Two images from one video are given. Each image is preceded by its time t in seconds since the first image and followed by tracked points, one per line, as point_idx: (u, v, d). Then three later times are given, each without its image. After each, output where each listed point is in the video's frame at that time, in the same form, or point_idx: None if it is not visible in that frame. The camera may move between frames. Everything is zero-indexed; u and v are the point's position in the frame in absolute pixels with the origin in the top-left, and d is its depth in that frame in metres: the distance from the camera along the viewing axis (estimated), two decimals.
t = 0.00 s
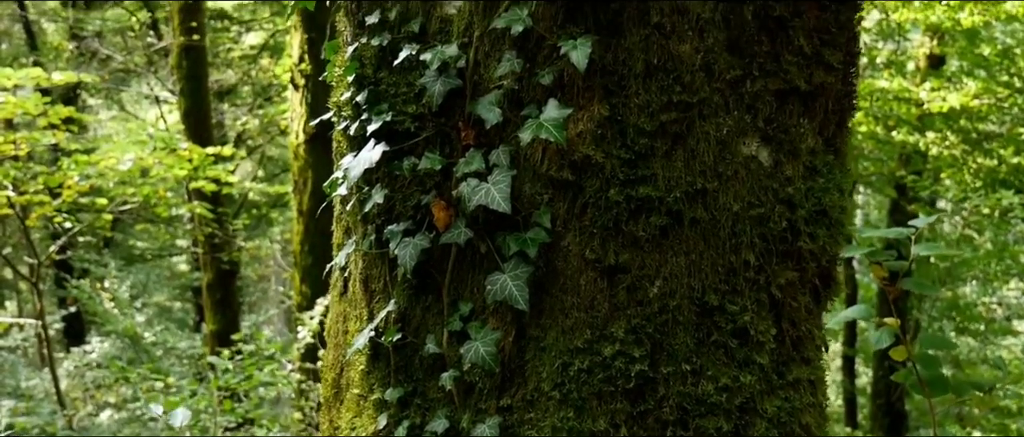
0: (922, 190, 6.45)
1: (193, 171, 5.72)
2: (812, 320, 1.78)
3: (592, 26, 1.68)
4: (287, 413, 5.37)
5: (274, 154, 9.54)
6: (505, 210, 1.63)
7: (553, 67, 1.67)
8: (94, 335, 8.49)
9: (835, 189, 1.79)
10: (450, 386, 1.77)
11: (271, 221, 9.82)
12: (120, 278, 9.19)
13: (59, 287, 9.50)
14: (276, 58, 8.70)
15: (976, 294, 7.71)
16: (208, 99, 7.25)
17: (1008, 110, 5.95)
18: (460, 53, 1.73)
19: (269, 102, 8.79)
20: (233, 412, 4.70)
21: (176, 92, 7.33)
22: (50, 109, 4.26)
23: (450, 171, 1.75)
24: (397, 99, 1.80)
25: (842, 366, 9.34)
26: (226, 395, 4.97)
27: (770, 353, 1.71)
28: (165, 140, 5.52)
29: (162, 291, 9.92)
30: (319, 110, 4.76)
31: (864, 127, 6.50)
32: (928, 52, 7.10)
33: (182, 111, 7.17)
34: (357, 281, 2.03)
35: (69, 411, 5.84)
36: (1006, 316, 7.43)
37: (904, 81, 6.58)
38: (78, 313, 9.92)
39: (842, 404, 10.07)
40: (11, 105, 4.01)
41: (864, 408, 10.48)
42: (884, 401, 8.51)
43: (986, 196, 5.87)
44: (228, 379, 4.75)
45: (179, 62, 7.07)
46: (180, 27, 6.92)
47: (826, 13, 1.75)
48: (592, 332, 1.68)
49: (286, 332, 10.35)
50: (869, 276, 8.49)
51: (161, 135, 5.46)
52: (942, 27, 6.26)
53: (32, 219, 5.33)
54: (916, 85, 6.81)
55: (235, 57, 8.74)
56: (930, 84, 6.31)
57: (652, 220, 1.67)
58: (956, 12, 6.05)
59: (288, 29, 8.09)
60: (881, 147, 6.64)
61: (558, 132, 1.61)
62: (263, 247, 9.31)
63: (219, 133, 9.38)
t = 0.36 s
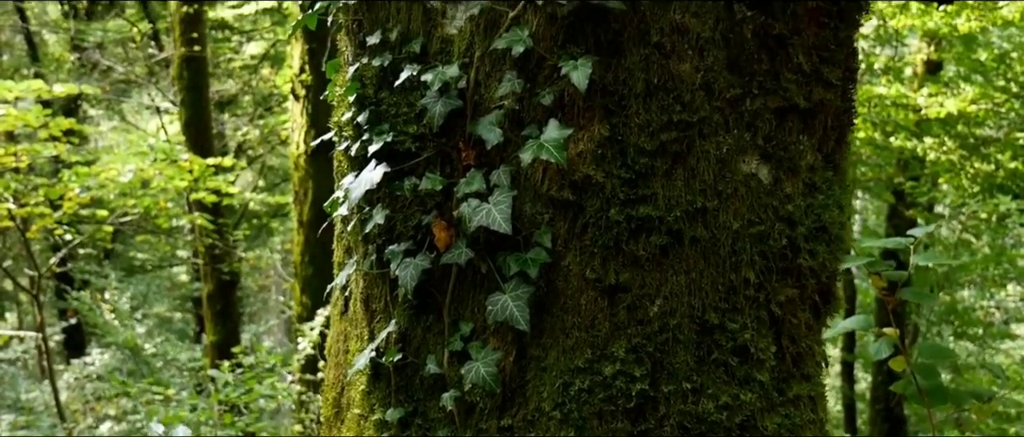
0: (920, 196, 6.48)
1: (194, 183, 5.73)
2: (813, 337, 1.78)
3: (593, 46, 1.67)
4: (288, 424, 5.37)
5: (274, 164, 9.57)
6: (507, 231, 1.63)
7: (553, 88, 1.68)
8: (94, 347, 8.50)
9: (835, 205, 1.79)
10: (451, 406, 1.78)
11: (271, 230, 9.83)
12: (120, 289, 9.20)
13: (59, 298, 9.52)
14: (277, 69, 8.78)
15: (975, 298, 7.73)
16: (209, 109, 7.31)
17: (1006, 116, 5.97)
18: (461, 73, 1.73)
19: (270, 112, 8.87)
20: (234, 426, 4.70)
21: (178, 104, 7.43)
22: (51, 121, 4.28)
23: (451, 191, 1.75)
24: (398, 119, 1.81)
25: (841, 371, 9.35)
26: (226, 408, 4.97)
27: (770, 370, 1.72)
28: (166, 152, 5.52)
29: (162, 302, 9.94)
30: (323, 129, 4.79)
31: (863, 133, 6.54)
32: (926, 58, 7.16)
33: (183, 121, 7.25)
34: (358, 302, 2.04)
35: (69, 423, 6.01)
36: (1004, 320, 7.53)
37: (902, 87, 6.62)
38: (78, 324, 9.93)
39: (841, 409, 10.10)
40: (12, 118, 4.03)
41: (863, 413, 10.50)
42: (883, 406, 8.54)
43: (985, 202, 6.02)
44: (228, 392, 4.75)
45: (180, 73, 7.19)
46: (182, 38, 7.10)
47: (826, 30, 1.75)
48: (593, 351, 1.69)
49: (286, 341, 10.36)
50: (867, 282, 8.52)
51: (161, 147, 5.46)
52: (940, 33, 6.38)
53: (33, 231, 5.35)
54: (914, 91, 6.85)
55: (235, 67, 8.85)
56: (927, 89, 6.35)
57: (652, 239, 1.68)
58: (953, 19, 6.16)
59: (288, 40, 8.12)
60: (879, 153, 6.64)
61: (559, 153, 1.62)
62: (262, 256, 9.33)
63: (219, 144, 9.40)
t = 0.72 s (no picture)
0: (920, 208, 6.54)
1: (194, 196, 5.74)
2: (813, 357, 1.78)
3: (593, 69, 1.68)
4: None
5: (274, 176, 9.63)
6: (507, 254, 1.63)
7: (553, 110, 1.68)
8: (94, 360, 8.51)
9: (835, 225, 1.79)
10: (452, 428, 1.78)
11: (272, 241, 9.84)
12: (120, 303, 9.21)
13: (59, 311, 9.52)
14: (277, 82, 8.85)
15: (974, 308, 7.76)
16: (209, 122, 7.43)
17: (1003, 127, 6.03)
18: (462, 96, 1.73)
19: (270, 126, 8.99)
20: None
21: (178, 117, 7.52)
22: (52, 135, 4.29)
23: (451, 213, 1.76)
24: (399, 141, 1.81)
25: (841, 382, 9.35)
26: (226, 423, 4.98)
27: (771, 391, 1.72)
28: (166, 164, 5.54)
29: (161, 315, 9.97)
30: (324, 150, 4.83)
31: (862, 145, 6.60)
32: (923, 70, 7.24)
33: (183, 134, 7.34)
34: (358, 323, 2.04)
35: None
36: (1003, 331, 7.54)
37: (899, 98, 6.65)
38: (78, 337, 9.93)
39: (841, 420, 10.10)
40: (13, 132, 4.05)
41: (863, 424, 10.52)
42: (883, 417, 8.55)
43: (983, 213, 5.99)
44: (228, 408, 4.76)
45: (181, 86, 7.26)
46: (182, 51, 7.18)
47: (826, 51, 1.75)
48: (594, 374, 1.69)
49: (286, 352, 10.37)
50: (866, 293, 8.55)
51: (161, 160, 5.47)
52: (937, 45, 6.36)
53: (33, 244, 5.36)
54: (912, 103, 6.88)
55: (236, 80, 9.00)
56: (925, 100, 6.38)
57: (653, 262, 1.68)
58: (951, 30, 6.14)
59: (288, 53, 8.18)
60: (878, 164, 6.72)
61: (559, 176, 1.62)
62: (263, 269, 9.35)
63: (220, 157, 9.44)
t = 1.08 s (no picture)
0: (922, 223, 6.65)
1: (195, 211, 5.75)
2: (816, 379, 1.77)
3: (593, 93, 1.68)
4: None
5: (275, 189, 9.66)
6: (508, 278, 1.63)
7: (554, 134, 1.68)
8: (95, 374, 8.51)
9: (836, 247, 1.79)
10: None
11: (272, 254, 9.84)
12: (121, 316, 9.23)
13: (60, 324, 9.53)
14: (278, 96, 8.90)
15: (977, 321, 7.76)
16: (209, 136, 7.44)
17: (1004, 140, 6.07)
18: (462, 119, 1.73)
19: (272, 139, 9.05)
20: None
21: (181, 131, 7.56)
22: (54, 150, 4.31)
23: (451, 236, 1.76)
24: (399, 164, 1.81)
25: (844, 395, 9.33)
26: None
27: (773, 414, 1.71)
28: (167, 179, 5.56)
29: (162, 328, 9.98)
30: (323, 175, 4.86)
31: (862, 159, 6.68)
32: (923, 84, 7.31)
33: (184, 149, 7.37)
34: (358, 345, 2.04)
35: None
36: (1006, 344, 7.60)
37: (899, 111, 6.65)
38: (79, 350, 9.94)
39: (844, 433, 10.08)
40: (14, 146, 4.07)
41: None
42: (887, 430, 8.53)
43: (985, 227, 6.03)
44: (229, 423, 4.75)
45: (183, 100, 7.30)
46: (183, 66, 7.20)
47: (826, 73, 1.75)
48: (595, 397, 1.69)
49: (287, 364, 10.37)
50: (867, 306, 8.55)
51: (163, 174, 5.49)
52: (937, 59, 6.36)
53: (34, 258, 5.37)
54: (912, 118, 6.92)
55: (237, 93, 9.06)
56: (925, 114, 6.43)
57: (653, 285, 1.68)
58: (951, 44, 6.16)
59: (290, 67, 8.23)
60: (879, 177, 6.84)
61: (560, 200, 1.62)
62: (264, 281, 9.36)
63: (222, 172, 9.48)
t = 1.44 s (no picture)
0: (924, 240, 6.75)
1: (195, 226, 5.77)
2: (818, 403, 1.77)
3: (594, 117, 1.68)
4: None
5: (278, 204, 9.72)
6: (508, 302, 1.63)
7: (554, 158, 1.68)
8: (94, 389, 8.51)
9: (837, 271, 1.79)
10: None
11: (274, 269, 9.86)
12: (121, 331, 9.24)
13: (59, 339, 9.52)
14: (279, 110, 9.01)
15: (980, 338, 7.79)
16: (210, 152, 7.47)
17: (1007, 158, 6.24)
18: (463, 143, 1.74)
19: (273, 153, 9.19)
20: None
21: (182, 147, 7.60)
22: (55, 164, 4.34)
23: (452, 259, 1.75)
24: (400, 187, 1.81)
25: (847, 413, 9.30)
26: None
27: None
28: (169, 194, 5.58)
29: (162, 343, 9.98)
30: (323, 196, 4.89)
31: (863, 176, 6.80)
32: (924, 101, 7.40)
33: (185, 164, 7.40)
34: (359, 368, 2.04)
35: None
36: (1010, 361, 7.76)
37: (901, 129, 6.77)
38: (78, 364, 9.93)
39: None
40: (16, 161, 4.10)
41: None
42: None
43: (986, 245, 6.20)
44: None
45: (184, 115, 7.34)
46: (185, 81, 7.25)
47: (826, 98, 1.75)
48: (595, 421, 1.68)
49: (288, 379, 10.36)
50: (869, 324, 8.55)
51: (164, 190, 5.52)
52: (938, 77, 6.50)
53: (34, 273, 5.39)
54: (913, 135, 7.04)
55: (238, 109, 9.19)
56: (926, 133, 6.50)
57: (654, 310, 1.67)
58: (950, 63, 6.28)
59: (291, 83, 8.32)
60: (881, 194, 6.92)
61: (561, 224, 1.62)
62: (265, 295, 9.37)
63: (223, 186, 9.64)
